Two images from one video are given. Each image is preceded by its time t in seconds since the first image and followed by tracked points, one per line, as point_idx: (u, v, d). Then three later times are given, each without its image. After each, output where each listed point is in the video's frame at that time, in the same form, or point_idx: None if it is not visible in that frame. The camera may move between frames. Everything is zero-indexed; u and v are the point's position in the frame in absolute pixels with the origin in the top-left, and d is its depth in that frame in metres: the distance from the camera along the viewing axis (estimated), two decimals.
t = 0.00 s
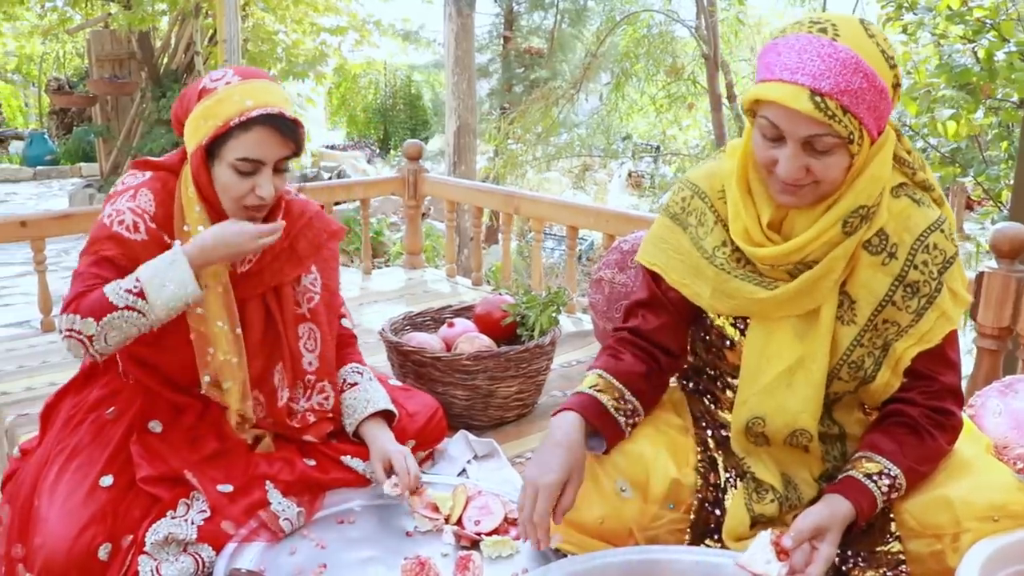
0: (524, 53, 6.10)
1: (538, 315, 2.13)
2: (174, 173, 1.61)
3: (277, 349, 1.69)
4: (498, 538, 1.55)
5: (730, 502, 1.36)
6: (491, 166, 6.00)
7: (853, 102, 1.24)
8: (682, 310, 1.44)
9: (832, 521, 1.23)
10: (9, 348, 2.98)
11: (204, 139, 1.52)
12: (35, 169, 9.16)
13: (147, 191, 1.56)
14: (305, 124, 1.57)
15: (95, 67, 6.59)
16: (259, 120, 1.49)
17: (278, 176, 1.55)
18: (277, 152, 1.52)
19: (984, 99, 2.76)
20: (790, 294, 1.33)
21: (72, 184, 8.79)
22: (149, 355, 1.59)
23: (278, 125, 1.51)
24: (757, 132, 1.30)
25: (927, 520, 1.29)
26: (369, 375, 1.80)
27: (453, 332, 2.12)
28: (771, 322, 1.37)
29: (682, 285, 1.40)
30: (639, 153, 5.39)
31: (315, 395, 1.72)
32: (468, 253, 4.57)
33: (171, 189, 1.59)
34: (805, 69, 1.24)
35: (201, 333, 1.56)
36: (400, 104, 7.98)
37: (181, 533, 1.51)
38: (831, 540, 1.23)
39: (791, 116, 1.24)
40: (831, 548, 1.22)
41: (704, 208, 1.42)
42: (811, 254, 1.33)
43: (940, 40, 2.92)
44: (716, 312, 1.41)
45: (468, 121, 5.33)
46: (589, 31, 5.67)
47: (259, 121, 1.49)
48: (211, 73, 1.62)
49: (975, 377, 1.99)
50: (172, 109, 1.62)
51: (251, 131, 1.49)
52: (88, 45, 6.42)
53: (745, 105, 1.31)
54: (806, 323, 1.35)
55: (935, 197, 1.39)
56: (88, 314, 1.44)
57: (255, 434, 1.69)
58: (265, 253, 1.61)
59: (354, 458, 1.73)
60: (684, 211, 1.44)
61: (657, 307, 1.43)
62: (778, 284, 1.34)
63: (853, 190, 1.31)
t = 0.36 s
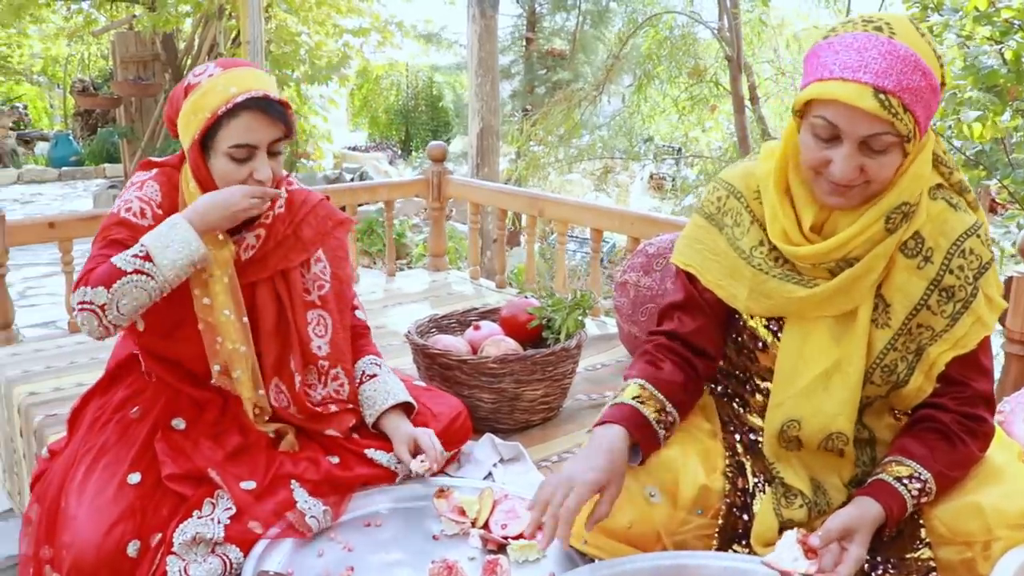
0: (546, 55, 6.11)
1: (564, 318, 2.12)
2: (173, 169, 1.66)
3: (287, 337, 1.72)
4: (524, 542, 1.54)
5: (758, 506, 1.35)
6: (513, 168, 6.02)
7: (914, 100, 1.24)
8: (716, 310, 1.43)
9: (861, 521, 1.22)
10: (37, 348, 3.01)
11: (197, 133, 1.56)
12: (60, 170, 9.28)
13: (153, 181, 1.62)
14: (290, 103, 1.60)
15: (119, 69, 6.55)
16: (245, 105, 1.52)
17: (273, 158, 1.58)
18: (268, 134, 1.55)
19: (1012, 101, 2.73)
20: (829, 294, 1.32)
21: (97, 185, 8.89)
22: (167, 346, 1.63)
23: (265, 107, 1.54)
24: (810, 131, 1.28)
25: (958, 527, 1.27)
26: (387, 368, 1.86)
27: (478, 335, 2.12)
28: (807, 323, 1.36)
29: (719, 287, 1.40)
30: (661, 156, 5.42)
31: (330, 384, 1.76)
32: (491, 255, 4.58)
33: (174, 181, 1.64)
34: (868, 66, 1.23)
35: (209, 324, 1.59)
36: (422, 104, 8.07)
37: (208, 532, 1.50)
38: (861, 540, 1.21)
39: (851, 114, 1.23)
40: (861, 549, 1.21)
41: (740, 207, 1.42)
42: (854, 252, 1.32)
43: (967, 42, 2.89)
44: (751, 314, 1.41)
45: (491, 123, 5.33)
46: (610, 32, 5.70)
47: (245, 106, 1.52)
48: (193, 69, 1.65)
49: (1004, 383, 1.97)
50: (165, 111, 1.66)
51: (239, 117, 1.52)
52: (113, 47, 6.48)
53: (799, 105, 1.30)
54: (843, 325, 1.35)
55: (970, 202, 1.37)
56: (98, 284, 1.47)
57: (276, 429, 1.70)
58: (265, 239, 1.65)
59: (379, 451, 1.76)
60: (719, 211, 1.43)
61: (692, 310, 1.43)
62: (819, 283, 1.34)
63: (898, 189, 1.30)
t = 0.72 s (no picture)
0: (572, 56, 6.11)
1: (594, 321, 2.11)
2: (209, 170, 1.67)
3: (317, 338, 1.72)
4: (555, 546, 1.55)
5: (792, 513, 1.34)
6: (539, 170, 6.01)
7: (937, 104, 1.23)
8: (755, 327, 1.41)
9: (882, 526, 1.20)
10: (68, 346, 3.05)
11: (235, 140, 1.57)
12: (88, 170, 9.38)
13: (187, 184, 1.63)
14: (329, 113, 1.60)
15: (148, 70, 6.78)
16: (284, 117, 1.52)
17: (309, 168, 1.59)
18: (305, 145, 1.56)
19: None
20: (861, 307, 1.30)
21: (124, 185, 8.98)
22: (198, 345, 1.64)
23: (304, 120, 1.54)
24: (831, 139, 1.27)
25: (995, 535, 1.25)
26: (416, 367, 1.85)
27: (508, 338, 2.11)
28: (838, 336, 1.35)
29: (748, 304, 1.37)
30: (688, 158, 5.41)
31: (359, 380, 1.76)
32: (518, 256, 4.58)
33: (209, 184, 1.65)
34: (889, 71, 1.22)
35: (242, 325, 1.61)
36: (448, 106, 8.08)
37: (238, 530, 1.51)
38: (883, 542, 1.18)
39: (872, 119, 1.21)
40: (884, 550, 1.18)
41: (772, 223, 1.39)
42: (884, 259, 1.30)
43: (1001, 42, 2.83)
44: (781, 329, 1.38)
45: (517, 124, 5.33)
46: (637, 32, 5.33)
47: (285, 118, 1.53)
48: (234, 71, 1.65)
49: None
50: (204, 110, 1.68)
51: (278, 129, 1.53)
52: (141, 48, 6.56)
53: (819, 113, 1.29)
54: (875, 335, 1.33)
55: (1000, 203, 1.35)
56: (131, 289, 1.49)
57: (305, 428, 1.70)
58: (297, 239, 1.66)
59: (407, 450, 1.76)
60: (751, 227, 1.40)
61: (736, 330, 1.40)
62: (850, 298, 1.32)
63: (925, 194, 1.29)
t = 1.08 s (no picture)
0: (603, 57, 6.11)
1: (627, 323, 2.11)
2: (258, 176, 1.66)
3: (364, 344, 1.76)
4: (587, 547, 1.54)
5: (829, 517, 1.33)
6: (568, 171, 6.02)
7: (975, 109, 1.21)
8: (790, 330, 1.39)
9: (921, 537, 1.19)
10: (101, 342, 3.09)
11: (298, 141, 1.57)
12: (118, 169, 9.48)
13: (230, 206, 1.60)
14: (391, 126, 1.63)
15: (178, 69, 6.89)
16: (353, 126, 1.55)
17: (367, 179, 1.60)
18: (367, 156, 1.58)
19: None
20: (899, 314, 1.29)
21: (153, 183, 9.09)
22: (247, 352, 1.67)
23: (370, 130, 1.57)
24: (868, 145, 1.26)
25: None
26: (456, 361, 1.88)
27: (541, 338, 2.11)
28: (875, 343, 1.33)
29: (782, 307, 1.35)
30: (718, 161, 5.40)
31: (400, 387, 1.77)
32: (548, 256, 4.58)
33: (253, 200, 1.62)
34: (925, 77, 1.20)
35: (290, 331, 1.62)
36: (476, 106, 8.10)
37: (272, 529, 1.53)
38: (921, 552, 1.18)
39: (909, 127, 1.20)
40: (921, 558, 1.17)
41: (808, 227, 1.37)
42: (923, 266, 1.28)
43: None
44: (816, 333, 1.36)
45: (548, 126, 5.34)
46: (669, 36, 5.52)
47: (353, 127, 1.55)
48: (300, 73, 1.65)
49: None
50: (262, 108, 1.66)
51: (345, 136, 1.55)
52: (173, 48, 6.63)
53: (854, 119, 1.27)
54: (913, 342, 1.31)
55: None
56: (194, 367, 1.51)
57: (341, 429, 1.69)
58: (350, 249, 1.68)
59: (441, 451, 1.77)
60: (787, 231, 1.38)
61: (770, 334, 1.38)
62: (888, 305, 1.30)
63: (964, 199, 1.27)
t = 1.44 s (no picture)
0: (636, 56, 6.09)
1: (664, 323, 2.09)
2: (335, 184, 1.65)
3: (420, 356, 1.78)
4: (623, 547, 1.54)
5: (869, 521, 1.34)
6: (601, 170, 6.01)
7: (1020, 107, 1.19)
8: (831, 334, 1.38)
9: (971, 557, 1.17)
10: (136, 335, 3.13)
11: (383, 147, 1.58)
12: (151, 164, 9.60)
13: (310, 226, 1.61)
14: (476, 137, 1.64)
15: (211, 66, 6.95)
16: (443, 135, 1.55)
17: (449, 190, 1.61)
18: (451, 166, 1.59)
19: None
20: (941, 318, 1.26)
21: (185, 179, 9.19)
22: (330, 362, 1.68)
23: (459, 140, 1.58)
24: (911, 146, 1.25)
25: None
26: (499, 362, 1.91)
27: (577, 337, 2.11)
28: (918, 346, 1.31)
29: (823, 310, 1.34)
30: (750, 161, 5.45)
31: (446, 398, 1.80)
32: (580, 255, 4.59)
33: (331, 215, 1.63)
34: (967, 76, 1.18)
35: (363, 340, 1.64)
36: (507, 104, 8.08)
37: (309, 525, 1.54)
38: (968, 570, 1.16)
39: (951, 126, 1.19)
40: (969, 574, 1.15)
41: (850, 230, 1.36)
42: (967, 269, 1.26)
43: None
44: (858, 337, 1.35)
45: (582, 125, 5.34)
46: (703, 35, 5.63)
47: (443, 135, 1.56)
48: (386, 76, 1.65)
49: None
50: (343, 110, 1.66)
51: (434, 145, 1.55)
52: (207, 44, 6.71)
53: (896, 119, 1.26)
54: (956, 346, 1.29)
55: None
56: (313, 408, 1.56)
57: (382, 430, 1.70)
58: (422, 264, 1.72)
59: (479, 454, 1.77)
60: (829, 234, 1.37)
61: (811, 337, 1.37)
62: (931, 308, 1.28)
63: (1011, 200, 1.24)
